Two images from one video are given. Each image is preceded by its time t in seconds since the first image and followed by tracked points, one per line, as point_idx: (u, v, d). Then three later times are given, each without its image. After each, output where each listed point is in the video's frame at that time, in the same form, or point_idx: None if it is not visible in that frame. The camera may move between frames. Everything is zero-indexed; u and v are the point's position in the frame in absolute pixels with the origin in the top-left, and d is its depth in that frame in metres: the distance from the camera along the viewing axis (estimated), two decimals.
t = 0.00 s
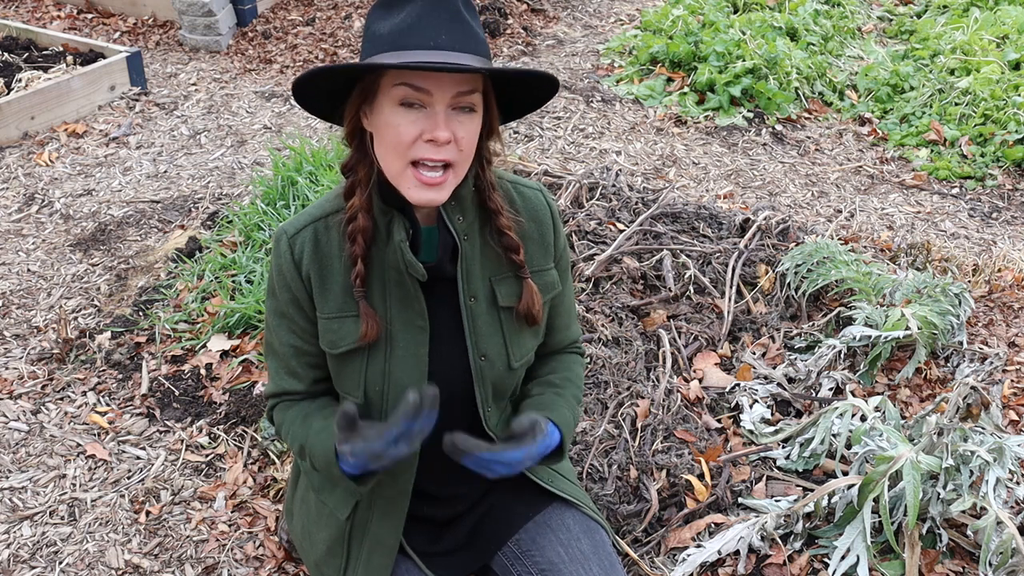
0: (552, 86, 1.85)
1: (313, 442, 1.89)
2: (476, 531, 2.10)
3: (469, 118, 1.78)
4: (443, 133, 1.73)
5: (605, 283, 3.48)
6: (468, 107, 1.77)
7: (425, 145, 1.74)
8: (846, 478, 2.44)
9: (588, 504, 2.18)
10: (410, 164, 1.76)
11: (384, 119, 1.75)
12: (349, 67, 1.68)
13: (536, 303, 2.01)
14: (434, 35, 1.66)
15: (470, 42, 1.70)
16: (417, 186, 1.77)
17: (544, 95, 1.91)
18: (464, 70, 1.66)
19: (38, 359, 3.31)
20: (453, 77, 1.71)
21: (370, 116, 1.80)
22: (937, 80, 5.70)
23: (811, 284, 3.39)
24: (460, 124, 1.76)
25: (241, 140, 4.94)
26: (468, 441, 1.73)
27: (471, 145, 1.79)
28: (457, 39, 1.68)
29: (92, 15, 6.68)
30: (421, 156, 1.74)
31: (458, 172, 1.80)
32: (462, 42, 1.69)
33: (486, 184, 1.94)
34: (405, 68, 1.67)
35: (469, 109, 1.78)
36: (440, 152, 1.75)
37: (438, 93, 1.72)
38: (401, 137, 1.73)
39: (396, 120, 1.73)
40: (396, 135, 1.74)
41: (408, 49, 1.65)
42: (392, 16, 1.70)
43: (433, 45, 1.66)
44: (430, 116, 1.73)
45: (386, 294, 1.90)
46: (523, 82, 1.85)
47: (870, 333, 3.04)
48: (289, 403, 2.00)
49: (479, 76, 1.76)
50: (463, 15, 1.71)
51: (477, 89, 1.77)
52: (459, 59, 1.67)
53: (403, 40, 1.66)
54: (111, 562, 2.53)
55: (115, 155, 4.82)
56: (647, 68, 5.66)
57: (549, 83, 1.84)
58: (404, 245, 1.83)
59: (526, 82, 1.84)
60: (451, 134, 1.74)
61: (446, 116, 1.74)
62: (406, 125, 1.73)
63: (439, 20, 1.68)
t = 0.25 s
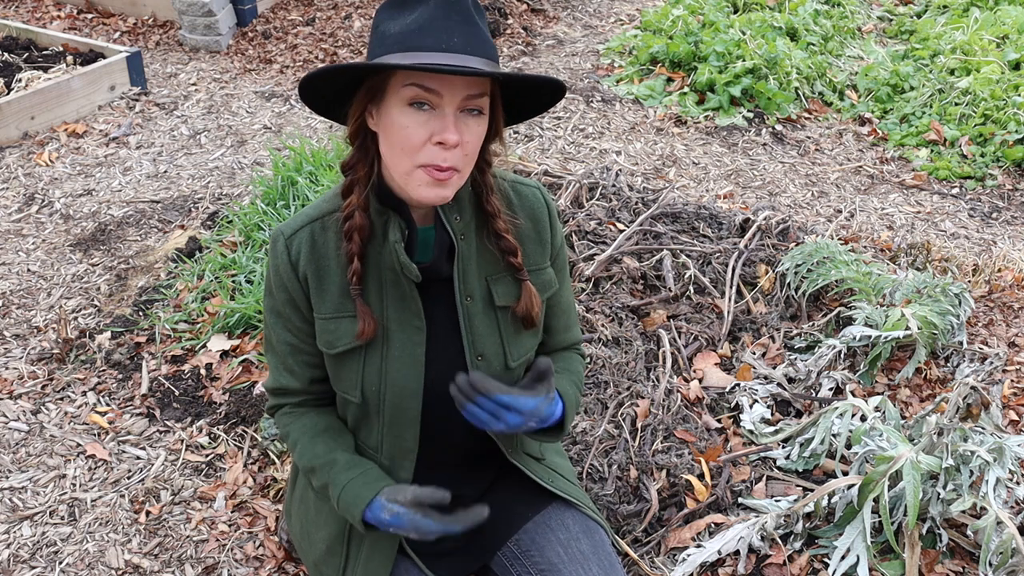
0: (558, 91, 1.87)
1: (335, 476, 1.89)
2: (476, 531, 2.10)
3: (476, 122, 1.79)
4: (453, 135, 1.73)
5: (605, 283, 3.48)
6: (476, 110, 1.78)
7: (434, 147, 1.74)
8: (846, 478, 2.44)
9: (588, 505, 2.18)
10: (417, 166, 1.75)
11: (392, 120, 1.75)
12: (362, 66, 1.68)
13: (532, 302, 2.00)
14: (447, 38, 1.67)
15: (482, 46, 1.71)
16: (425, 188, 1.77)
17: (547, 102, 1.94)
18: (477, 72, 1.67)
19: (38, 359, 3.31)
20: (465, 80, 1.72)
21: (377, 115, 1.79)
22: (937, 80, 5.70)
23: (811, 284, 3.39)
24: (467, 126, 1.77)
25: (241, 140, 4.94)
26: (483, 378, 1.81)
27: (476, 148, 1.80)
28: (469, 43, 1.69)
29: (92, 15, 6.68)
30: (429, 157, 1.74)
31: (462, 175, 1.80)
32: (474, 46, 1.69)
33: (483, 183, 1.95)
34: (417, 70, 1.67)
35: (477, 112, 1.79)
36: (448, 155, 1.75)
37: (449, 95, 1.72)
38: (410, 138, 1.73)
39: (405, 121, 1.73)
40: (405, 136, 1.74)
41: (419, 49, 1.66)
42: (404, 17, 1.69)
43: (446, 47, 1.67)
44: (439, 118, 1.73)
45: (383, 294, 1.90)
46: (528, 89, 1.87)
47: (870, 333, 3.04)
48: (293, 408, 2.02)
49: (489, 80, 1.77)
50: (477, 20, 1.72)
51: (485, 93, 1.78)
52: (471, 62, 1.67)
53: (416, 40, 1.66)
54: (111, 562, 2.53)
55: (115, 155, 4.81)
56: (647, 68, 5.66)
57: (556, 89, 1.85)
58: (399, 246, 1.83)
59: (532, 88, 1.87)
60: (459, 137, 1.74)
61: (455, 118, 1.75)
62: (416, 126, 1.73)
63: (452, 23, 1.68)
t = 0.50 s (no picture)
0: (547, 91, 1.87)
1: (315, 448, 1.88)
2: (476, 531, 2.10)
3: (465, 121, 1.78)
4: (440, 135, 1.72)
5: (605, 283, 3.48)
6: (465, 109, 1.78)
7: (422, 148, 1.73)
8: (846, 478, 2.44)
9: (588, 506, 2.18)
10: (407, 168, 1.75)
11: (381, 122, 1.75)
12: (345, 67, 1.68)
13: (531, 307, 2.00)
14: (431, 37, 1.67)
15: (468, 44, 1.70)
16: (416, 189, 1.76)
17: (538, 101, 1.93)
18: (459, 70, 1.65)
19: (38, 359, 3.31)
20: (449, 79, 1.72)
21: (366, 118, 1.79)
22: (937, 80, 5.70)
23: (811, 284, 3.39)
24: (456, 126, 1.76)
25: (241, 140, 4.94)
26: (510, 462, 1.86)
27: (467, 147, 1.79)
28: (454, 41, 1.69)
29: (92, 15, 6.68)
30: (418, 159, 1.74)
31: (454, 175, 1.80)
32: (459, 44, 1.69)
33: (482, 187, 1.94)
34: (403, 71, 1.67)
35: (466, 111, 1.78)
36: (437, 155, 1.74)
37: (434, 95, 1.72)
38: (398, 140, 1.73)
39: (393, 123, 1.73)
40: (393, 138, 1.74)
41: (404, 49, 1.66)
42: (388, 18, 1.70)
43: (430, 47, 1.66)
44: (426, 119, 1.73)
45: (379, 295, 1.90)
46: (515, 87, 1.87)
47: (870, 333, 3.04)
48: (289, 398, 2.02)
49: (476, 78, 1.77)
50: (461, 18, 1.72)
51: (473, 91, 1.77)
52: (456, 61, 1.67)
53: (401, 41, 1.66)
54: (112, 562, 2.53)
55: (115, 155, 4.81)
56: (647, 68, 5.66)
57: (545, 87, 1.85)
58: (393, 248, 1.82)
59: (524, 87, 1.86)
60: (447, 137, 1.74)
61: (442, 117, 1.74)
62: (403, 128, 1.73)
63: (436, 22, 1.68)
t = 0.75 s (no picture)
0: (552, 90, 1.84)
1: (342, 461, 1.88)
2: (475, 530, 2.10)
3: (465, 120, 1.77)
4: (436, 135, 1.72)
5: (605, 283, 3.48)
6: (464, 108, 1.77)
7: (419, 149, 1.73)
8: (846, 478, 2.44)
9: (587, 505, 2.18)
10: (406, 169, 1.75)
11: (381, 124, 1.76)
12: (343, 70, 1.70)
13: (535, 308, 2.01)
14: (425, 37, 1.67)
15: (464, 42, 1.69)
16: (415, 189, 1.76)
17: (545, 104, 1.91)
18: (449, 69, 1.64)
19: (38, 359, 3.31)
20: (443, 78, 1.71)
21: (369, 119, 1.80)
22: (937, 80, 5.70)
23: (811, 284, 3.39)
24: (454, 125, 1.75)
25: (241, 140, 4.94)
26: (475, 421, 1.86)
27: (467, 147, 1.78)
28: (450, 40, 1.68)
29: (92, 15, 6.68)
30: (415, 159, 1.73)
31: (455, 175, 1.79)
32: (455, 43, 1.68)
33: (487, 188, 1.94)
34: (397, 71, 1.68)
35: (466, 110, 1.77)
36: (435, 155, 1.74)
37: (430, 95, 1.72)
38: (396, 141, 1.74)
39: (391, 124, 1.74)
40: (391, 139, 1.74)
41: (400, 51, 1.67)
42: (390, 19, 1.72)
43: (423, 46, 1.67)
44: (423, 119, 1.73)
45: (385, 297, 1.90)
46: (516, 85, 1.85)
47: (870, 333, 3.04)
48: (293, 406, 2.02)
49: (475, 76, 1.76)
50: (459, 16, 1.70)
51: (472, 90, 1.76)
52: (449, 60, 1.66)
53: (395, 43, 1.68)
54: (112, 562, 2.53)
55: (115, 155, 4.81)
56: (647, 68, 5.66)
57: (548, 86, 1.82)
58: (404, 250, 1.81)
59: (526, 85, 1.84)
60: (444, 136, 1.73)
61: (439, 117, 1.73)
62: (401, 129, 1.73)
63: (432, 21, 1.68)
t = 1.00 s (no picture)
0: (547, 90, 1.83)
1: (358, 448, 1.90)
2: (476, 530, 2.10)
3: (458, 121, 1.77)
4: (428, 136, 1.72)
5: (605, 283, 3.48)
6: (457, 108, 1.77)
7: (412, 150, 1.73)
8: (846, 478, 2.44)
9: (588, 506, 2.18)
10: (401, 171, 1.76)
11: (375, 126, 1.76)
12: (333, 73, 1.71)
13: (535, 307, 2.00)
14: (418, 38, 1.67)
15: (458, 43, 1.69)
16: (409, 191, 1.76)
17: (541, 104, 1.91)
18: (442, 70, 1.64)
19: (38, 359, 3.31)
20: (435, 80, 1.71)
21: (364, 122, 1.80)
22: (937, 80, 5.70)
23: (811, 284, 3.39)
24: (447, 126, 1.75)
25: (241, 140, 4.94)
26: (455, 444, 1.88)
27: (461, 148, 1.78)
28: (443, 41, 1.68)
29: (92, 15, 6.68)
30: (409, 161, 1.74)
31: (450, 176, 1.79)
32: (449, 43, 1.68)
33: (487, 188, 1.94)
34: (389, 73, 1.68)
35: (460, 111, 1.77)
36: (428, 157, 1.74)
37: (422, 96, 1.72)
38: (390, 142, 1.74)
39: (385, 126, 1.74)
40: (385, 141, 1.74)
41: (393, 53, 1.67)
42: (383, 22, 1.72)
43: (416, 48, 1.67)
44: (416, 120, 1.73)
45: (386, 297, 1.90)
46: (510, 86, 1.86)
47: (870, 333, 3.04)
48: (296, 407, 2.00)
49: (468, 77, 1.76)
50: (453, 17, 1.70)
51: (465, 91, 1.76)
52: (443, 61, 1.66)
53: (388, 45, 1.68)
54: (111, 562, 2.53)
55: (115, 155, 4.81)
56: (647, 68, 5.66)
57: (543, 86, 1.81)
58: (404, 250, 1.82)
59: (521, 85, 1.84)
60: (437, 138, 1.73)
61: (432, 118, 1.73)
62: (394, 130, 1.73)
63: (424, 22, 1.68)
